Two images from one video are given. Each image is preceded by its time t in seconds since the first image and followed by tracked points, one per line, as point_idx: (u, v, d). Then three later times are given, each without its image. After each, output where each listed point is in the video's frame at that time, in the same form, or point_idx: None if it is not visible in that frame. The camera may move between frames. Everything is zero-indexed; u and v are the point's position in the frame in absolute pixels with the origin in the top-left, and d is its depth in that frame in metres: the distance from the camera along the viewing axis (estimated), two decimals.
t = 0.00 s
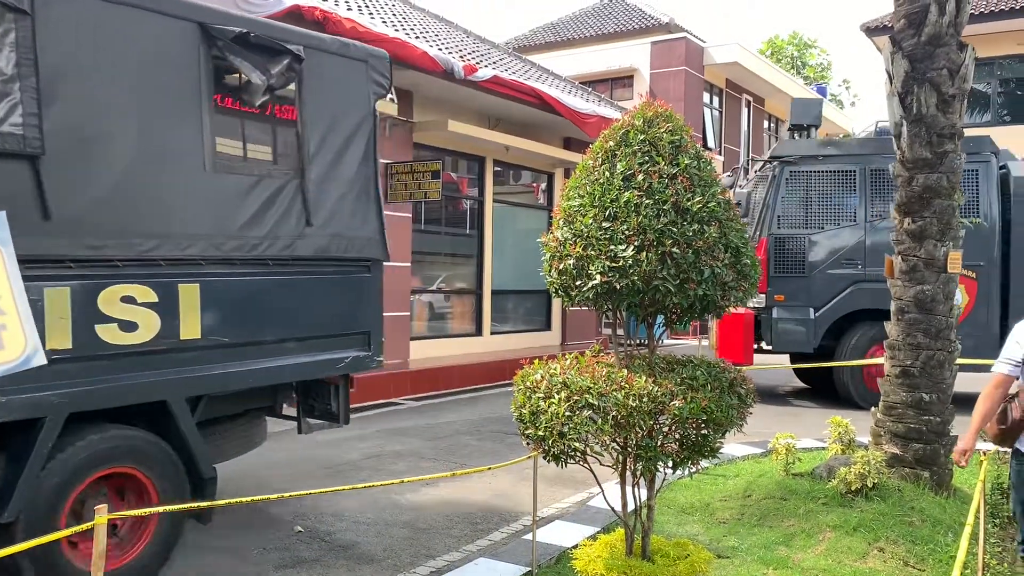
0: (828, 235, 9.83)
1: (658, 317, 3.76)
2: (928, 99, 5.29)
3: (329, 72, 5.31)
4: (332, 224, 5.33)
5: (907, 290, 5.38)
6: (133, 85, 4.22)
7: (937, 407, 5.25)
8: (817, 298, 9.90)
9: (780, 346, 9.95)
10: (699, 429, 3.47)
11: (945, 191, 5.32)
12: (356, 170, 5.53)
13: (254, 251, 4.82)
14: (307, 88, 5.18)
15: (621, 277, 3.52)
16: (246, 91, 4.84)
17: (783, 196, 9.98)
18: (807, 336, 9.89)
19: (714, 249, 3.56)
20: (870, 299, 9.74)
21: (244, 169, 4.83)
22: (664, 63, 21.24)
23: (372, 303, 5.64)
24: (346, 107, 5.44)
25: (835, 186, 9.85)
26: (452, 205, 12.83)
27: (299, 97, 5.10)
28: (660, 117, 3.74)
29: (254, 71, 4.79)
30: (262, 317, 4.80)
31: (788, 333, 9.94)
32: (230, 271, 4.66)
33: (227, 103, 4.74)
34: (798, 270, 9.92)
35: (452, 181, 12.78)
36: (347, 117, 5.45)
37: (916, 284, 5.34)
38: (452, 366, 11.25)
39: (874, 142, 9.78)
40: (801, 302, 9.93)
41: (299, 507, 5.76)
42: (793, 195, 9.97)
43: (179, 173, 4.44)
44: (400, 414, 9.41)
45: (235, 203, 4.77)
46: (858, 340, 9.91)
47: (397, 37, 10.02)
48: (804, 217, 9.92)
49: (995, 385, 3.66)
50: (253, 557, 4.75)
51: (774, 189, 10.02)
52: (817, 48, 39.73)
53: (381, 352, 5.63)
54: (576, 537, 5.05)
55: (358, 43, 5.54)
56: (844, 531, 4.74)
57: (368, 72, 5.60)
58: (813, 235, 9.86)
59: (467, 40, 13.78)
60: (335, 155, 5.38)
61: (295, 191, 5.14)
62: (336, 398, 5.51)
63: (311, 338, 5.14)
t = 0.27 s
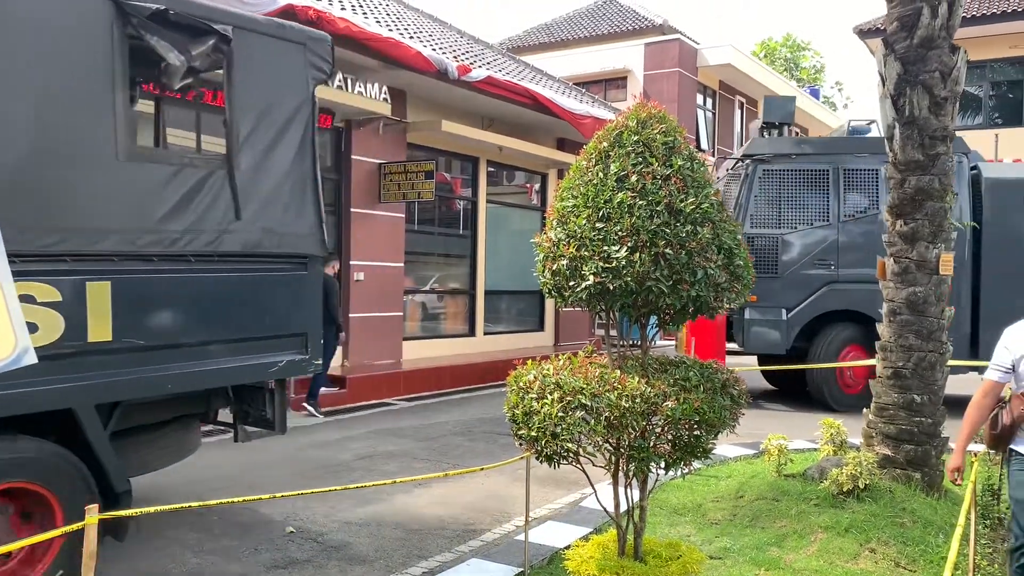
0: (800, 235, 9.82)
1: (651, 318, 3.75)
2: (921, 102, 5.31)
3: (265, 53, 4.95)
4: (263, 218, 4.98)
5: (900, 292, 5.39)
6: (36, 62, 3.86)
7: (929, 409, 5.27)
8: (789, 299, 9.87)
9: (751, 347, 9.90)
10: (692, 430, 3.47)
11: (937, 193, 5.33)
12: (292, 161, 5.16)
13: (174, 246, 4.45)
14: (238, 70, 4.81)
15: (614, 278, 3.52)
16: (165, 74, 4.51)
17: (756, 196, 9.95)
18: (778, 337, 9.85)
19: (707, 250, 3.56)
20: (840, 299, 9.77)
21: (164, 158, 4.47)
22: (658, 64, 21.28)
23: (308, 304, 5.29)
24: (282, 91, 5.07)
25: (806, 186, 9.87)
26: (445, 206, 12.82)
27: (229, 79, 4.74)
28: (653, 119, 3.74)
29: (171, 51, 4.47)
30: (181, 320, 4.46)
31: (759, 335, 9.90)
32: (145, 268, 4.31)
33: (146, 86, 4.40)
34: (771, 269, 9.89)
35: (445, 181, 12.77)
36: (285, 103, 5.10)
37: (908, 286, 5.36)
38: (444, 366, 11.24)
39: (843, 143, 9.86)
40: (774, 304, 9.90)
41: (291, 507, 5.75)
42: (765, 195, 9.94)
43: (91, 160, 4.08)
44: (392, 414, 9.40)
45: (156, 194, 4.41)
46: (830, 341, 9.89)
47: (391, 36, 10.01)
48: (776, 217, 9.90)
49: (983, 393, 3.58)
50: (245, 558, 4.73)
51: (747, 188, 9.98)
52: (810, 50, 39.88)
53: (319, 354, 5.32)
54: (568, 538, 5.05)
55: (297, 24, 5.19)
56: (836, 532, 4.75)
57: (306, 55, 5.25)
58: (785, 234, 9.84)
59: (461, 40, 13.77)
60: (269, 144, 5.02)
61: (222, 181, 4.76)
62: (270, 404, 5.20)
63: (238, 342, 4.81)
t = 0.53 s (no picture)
0: (777, 234, 9.70)
1: (646, 318, 3.76)
2: (915, 103, 5.33)
3: (189, 32, 4.74)
4: (186, 208, 4.76)
5: (894, 293, 5.41)
6: None
7: (922, 409, 5.28)
8: (764, 298, 9.78)
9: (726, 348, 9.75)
10: (687, 430, 3.47)
11: (931, 195, 5.35)
12: (219, 149, 4.95)
13: (84, 238, 4.24)
14: (160, 51, 4.60)
15: (610, 278, 3.52)
16: (75, 52, 4.34)
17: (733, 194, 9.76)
18: (753, 338, 9.70)
19: (702, 250, 3.56)
20: (816, 299, 9.70)
21: (72, 143, 4.24)
22: (654, 64, 21.29)
23: (237, 300, 5.10)
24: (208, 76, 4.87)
25: (782, 184, 9.75)
26: (441, 205, 12.81)
27: (150, 59, 4.54)
28: (649, 119, 3.74)
29: (78, 25, 4.28)
30: (94, 318, 4.26)
31: (734, 336, 9.76)
32: (49, 259, 4.09)
33: (50, 65, 4.21)
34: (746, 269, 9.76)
35: (440, 181, 12.77)
36: (213, 85, 4.90)
37: (902, 287, 5.37)
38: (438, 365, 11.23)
39: (821, 140, 9.71)
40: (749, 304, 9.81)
41: (286, 506, 5.73)
42: (742, 193, 9.77)
43: None
44: (387, 413, 9.39)
45: (65, 179, 4.18)
46: (807, 342, 9.79)
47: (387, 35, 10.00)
48: (753, 215, 9.76)
49: (970, 410, 3.46)
50: (240, 557, 4.72)
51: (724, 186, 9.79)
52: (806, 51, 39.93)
53: (250, 354, 5.14)
54: (563, 537, 5.05)
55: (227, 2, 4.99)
56: (830, 532, 4.76)
57: (237, 35, 5.05)
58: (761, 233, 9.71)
59: (457, 39, 13.77)
60: (194, 132, 4.81)
61: (140, 169, 4.53)
62: (200, 408, 4.98)
63: (159, 341, 4.61)
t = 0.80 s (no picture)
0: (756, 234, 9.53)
1: (643, 317, 3.76)
2: (913, 104, 5.34)
3: None
4: (100, 198, 4.21)
5: (891, 293, 5.41)
6: None
7: (919, 410, 5.29)
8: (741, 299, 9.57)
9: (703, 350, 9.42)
10: (684, 430, 3.47)
11: (928, 195, 5.36)
12: (142, 133, 4.40)
13: None
14: (70, 19, 4.06)
15: (608, 277, 3.52)
16: None
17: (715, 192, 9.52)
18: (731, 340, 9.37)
19: (700, 250, 3.57)
20: (795, 300, 9.52)
21: None
22: (651, 64, 21.31)
23: (163, 296, 4.59)
24: (130, 51, 4.34)
25: (763, 183, 9.55)
26: (438, 204, 12.80)
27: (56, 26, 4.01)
28: (647, 118, 3.73)
29: None
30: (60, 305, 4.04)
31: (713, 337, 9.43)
32: None
33: None
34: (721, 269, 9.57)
35: (438, 180, 12.77)
36: (133, 61, 4.35)
37: (899, 288, 5.38)
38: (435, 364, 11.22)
39: (801, 138, 9.54)
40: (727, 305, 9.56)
41: (282, 505, 5.73)
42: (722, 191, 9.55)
43: None
44: (384, 412, 9.38)
45: None
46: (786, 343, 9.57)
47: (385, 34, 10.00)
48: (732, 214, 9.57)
49: (961, 412, 3.38)
50: (236, 555, 4.71)
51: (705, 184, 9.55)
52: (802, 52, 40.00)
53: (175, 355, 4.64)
54: (560, 537, 5.04)
55: None
56: (827, 533, 4.76)
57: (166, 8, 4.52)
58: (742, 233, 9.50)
59: (455, 38, 13.76)
60: (113, 111, 4.25)
61: (49, 153, 3.98)
62: (123, 414, 4.53)
63: (69, 344, 4.10)
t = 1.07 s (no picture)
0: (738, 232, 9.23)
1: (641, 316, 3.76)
2: (911, 104, 5.34)
3: None
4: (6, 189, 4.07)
5: (888, 294, 5.42)
6: None
7: (916, 410, 5.30)
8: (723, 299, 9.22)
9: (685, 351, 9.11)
10: (682, 430, 3.47)
11: (926, 196, 5.37)
12: (52, 123, 4.30)
13: None
14: None
15: (606, 277, 3.52)
16: None
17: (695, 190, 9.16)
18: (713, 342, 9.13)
19: (699, 250, 3.57)
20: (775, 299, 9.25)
21: None
22: (648, 64, 21.33)
23: (76, 293, 4.46)
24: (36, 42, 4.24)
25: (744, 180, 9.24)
26: (435, 203, 12.79)
27: None
28: (646, 118, 3.73)
29: None
30: None
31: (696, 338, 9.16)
32: None
33: None
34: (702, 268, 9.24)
35: (435, 179, 12.76)
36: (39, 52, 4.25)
37: (896, 288, 5.39)
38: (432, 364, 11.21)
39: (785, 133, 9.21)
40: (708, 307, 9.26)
41: (279, 504, 5.72)
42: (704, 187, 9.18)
43: None
44: (381, 412, 9.37)
45: None
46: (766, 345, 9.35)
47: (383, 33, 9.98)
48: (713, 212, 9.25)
49: (960, 411, 3.32)
50: (233, 554, 4.70)
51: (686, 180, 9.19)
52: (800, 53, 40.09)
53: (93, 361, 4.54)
54: (557, 537, 5.04)
55: None
56: (823, 532, 4.76)
57: None
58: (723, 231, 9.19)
59: (452, 38, 13.76)
60: (21, 91, 4.15)
61: None
62: (32, 423, 4.42)
63: None
